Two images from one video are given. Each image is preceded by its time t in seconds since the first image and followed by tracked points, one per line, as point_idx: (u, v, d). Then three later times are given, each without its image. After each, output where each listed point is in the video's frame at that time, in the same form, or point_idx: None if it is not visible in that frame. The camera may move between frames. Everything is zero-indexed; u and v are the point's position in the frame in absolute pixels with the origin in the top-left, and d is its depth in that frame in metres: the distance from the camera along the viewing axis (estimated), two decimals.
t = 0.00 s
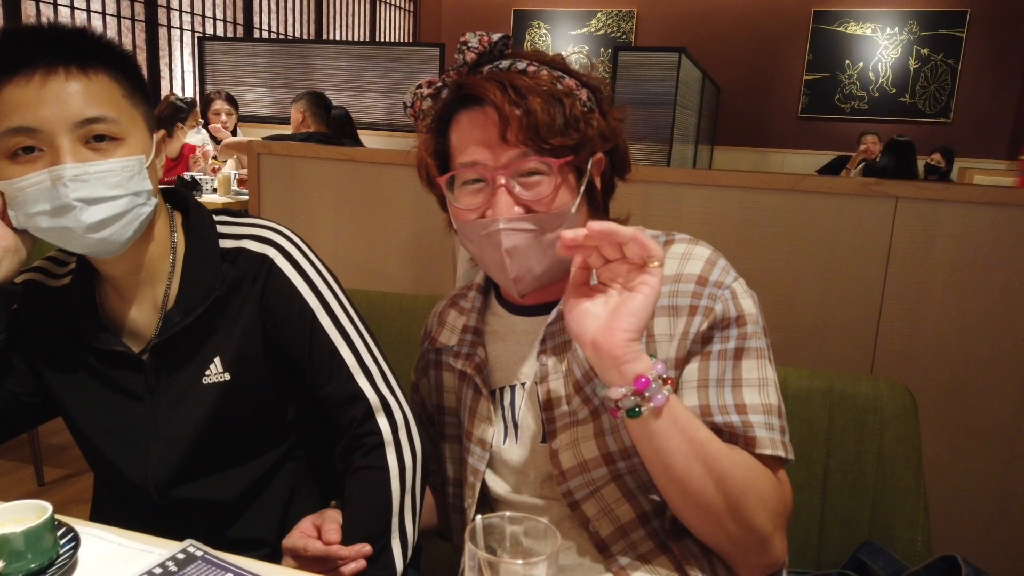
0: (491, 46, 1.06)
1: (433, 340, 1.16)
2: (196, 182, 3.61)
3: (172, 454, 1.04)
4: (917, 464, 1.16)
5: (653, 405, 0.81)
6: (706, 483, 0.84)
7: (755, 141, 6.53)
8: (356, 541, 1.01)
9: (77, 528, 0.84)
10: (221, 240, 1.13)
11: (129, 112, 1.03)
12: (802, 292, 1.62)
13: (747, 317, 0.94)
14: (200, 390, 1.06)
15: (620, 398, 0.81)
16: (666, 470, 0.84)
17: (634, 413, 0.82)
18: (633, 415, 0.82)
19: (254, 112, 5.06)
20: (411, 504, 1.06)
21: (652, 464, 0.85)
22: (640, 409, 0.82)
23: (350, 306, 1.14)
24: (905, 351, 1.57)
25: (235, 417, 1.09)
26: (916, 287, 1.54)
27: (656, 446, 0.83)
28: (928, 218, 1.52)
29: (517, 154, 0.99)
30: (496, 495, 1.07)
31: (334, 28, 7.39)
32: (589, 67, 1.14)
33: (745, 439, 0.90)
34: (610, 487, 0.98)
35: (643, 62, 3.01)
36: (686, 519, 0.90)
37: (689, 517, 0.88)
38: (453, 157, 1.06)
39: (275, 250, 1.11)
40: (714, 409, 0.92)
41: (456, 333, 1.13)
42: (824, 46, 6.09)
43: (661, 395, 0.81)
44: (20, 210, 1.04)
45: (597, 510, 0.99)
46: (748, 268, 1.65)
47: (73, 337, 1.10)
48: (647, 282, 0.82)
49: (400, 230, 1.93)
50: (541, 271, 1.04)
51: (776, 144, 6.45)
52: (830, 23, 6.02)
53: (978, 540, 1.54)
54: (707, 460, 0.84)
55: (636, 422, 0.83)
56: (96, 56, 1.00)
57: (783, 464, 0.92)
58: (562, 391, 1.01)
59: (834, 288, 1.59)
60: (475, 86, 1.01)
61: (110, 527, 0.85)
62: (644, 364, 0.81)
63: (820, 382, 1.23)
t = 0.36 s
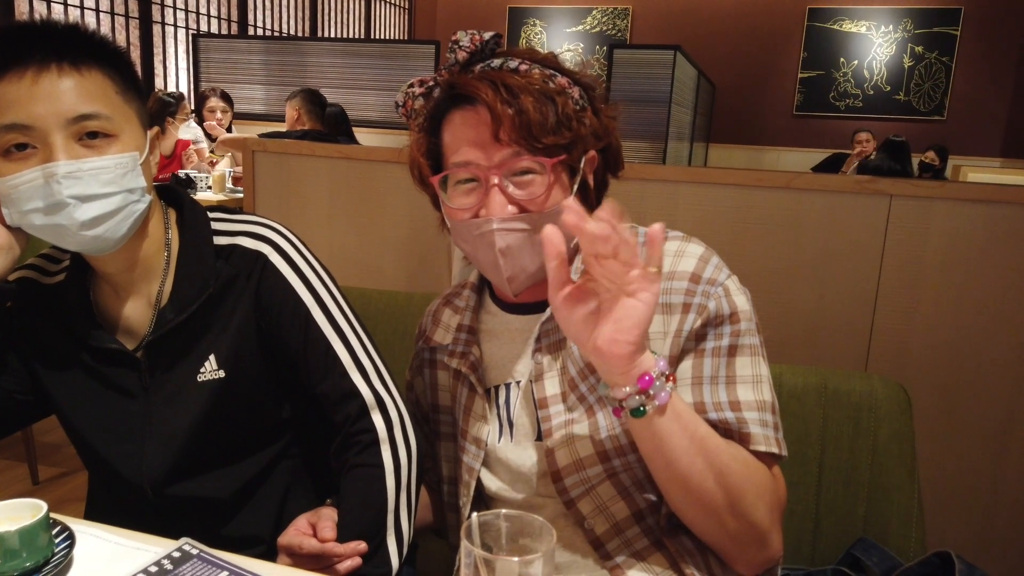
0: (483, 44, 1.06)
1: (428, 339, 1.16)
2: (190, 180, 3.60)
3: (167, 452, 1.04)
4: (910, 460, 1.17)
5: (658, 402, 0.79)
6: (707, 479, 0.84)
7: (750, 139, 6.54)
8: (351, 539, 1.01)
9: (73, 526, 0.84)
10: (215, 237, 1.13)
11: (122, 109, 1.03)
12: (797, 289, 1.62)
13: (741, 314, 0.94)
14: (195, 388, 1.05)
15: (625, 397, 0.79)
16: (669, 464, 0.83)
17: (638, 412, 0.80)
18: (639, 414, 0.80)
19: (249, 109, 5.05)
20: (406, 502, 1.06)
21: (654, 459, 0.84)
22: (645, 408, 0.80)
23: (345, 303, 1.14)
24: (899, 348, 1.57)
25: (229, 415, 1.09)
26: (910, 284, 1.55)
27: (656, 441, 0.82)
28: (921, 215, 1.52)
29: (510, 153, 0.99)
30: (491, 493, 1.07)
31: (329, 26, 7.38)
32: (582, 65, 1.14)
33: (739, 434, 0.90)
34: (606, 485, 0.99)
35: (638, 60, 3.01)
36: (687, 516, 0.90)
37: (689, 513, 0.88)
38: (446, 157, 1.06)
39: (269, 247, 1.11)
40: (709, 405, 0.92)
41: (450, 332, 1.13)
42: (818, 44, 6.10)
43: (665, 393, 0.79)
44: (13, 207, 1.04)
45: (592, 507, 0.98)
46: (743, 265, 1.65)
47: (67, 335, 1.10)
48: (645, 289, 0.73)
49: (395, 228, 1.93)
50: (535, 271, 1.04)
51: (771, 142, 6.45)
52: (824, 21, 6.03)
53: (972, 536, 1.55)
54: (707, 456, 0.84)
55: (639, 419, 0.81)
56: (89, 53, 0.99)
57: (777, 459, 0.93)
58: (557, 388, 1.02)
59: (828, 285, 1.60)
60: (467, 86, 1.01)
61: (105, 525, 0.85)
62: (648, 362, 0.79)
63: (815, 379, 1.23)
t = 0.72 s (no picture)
0: (479, 45, 1.07)
1: (426, 339, 1.17)
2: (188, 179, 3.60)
3: (167, 451, 1.04)
4: (907, 458, 1.17)
5: (667, 392, 0.79)
6: (708, 476, 0.84)
7: (747, 138, 6.54)
8: (350, 539, 1.02)
9: (71, 526, 0.84)
10: (214, 236, 1.13)
11: (121, 108, 1.03)
12: (794, 288, 1.62)
13: (738, 311, 0.94)
14: (194, 387, 1.06)
15: (636, 388, 0.78)
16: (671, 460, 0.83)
17: (649, 403, 0.78)
18: (648, 405, 0.79)
19: (246, 108, 5.04)
20: (405, 501, 1.06)
21: (655, 455, 0.84)
22: (655, 399, 0.79)
23: (343, 302, 1.14)
24: (895, 347, 1.58)
25: (228, 414, 1.09)
26: (907, 284, 1.55)
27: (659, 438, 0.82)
28: (918, 214, 1.53)
29: (506, 154, 0.99)
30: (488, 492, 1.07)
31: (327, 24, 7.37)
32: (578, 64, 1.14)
33: (738, 430, 0.90)
34: (604, 483, 0.98)
35: (635, 58, 3.01)
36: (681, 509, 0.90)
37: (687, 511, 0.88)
38: (442, 158, 1.06)
39: (268, 247, 1.11)
40: (707, 402, 0.91)
41: (448, 331, 1.14)
42: (816, 43, 6.10)
43: (674, 382, 0.79)
44: (11, 207, 1.04)
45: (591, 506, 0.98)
46: (740, 265, 1.66)
47: (67, 334, 1.10)
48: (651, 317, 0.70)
49: (392, 227, 1.92)
50: (532, 270, 1.04)
51: (768, 140, 6.46)
52: (821, 20, 6.04)
53: (968, 535, 1.55)
54: (708, 453, 0.84)
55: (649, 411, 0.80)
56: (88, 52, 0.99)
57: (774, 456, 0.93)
58: (555, 387, 1.02)
59: (825, 284, 1.60)
60: (463, 87, 1.01)
61: (102, 524, 0.85)
62: (657, 354, 0.79)
63: (811, 377, 1.24)
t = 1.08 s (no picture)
0: (478, 45, 1.07)
1: (426, 339, 1.17)
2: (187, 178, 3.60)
3: (167, 451, 1.05)
4: (907, 458, 1.17)
5: (671, 401, 0.78)
6: (710, 477, 0.84)
7: (746, 137, 6.55)
8: (350, 538, 1.02)
9: (71, 526, 0.84)
10: (213, 236, 1.13)
11: (121, 108, 1.03)
12: (794, 288, 1.63)
13: (738, 313, 0.94)
14: (194, 387, 1.06)
15: (639, 399, 0.77)
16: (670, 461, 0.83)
17: (653, 412, 0.78)
18: (652, 414, 0.78)
19: (244, 107, 5.04)
20: (404, 501, 1.06)
21: (655, 457, 0.84)
22: (659, 408, 0.78)
23: (343, 302, 1.14)
24: (894, 347, 1.58)
25: (228, 414, 1.09)
26: (906, 284, 1.56)
27: (659, 440, 0.82)
28: (918, 214, 1.53)
29: (507, 155, 0.99)
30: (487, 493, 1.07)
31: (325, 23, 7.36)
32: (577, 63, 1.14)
33: (738, 433, 0.90)
34: (604, 484, 0.99)
35: (634, 58, 3.01)
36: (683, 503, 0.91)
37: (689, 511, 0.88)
38: (443, 159, 1.06)
39: (268, 247, 1.11)
40: (707, 405, 0.92)
41: (448, 332, 1.14)
42: (814, 43, 6.10)
43: (677, 391, 0.78)
44: (11, 207, 1.04)
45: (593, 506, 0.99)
46: (739, 264, 1.66)
47: (67, 334, 1.10)
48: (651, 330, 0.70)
49: (392, 227, 1.92)
50: (533, 272, 1.04)
51: (766, 140, 6.47)
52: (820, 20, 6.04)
53: (966, 534, 1.56)
54: (712, 455, 0.84)
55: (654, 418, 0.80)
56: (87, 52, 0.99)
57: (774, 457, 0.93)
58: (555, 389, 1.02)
59: (824, 284, 1.60)
60: (463, 88, 1.01)
61: (102, 524, 0.85)
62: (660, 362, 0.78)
63: (811, 377, 1.24)
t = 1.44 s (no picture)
0: (472, 43, 1.07)
1: (421, 338, 1.16)
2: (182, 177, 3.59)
3: (162, 450, 1.05)
4: (901, 455, 1.17)
5: (670, 398, 0.79)
6: (705, 474, 0.84)
7: (742, 137, 6.55)
8: (344, 536, 1.02)
9: (64, 524, 0.84)
10: (207, 234, 1.13)
11: (114, 106, 1.03)
12: (788, 287, 1.63)
13: (733, 311, 0.94)
14: (188, 386, 1.05)
15: (640, 397, 0.77)
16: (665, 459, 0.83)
17: (653, 410, 0.78)
18: (652, 413, 0.78)
19: (240, 106, 5.03)
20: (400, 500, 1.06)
21: (651, 455, 0.84)
22: (659, 405, 0.78)
23: (337, 301, 1.14)
24: (888, 345, 1.59)
25: (222, 412, 1.08)
26: (901, 283, 1.56)
27: (652, 438, 0.82)
28: (912, 212, 1.53)
29: (500, 154, 0.99)
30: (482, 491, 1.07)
31: (321, 22, 7.35)
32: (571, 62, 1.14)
33: (733, 430, 0.90)
34: (599, 482, 0.99)
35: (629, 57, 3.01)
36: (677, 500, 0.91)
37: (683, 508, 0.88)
38: (437, 158, 1.06)
39: (261, 244, 1.11)
40: (702, 401, 0.92)
41: (442, 330, 1.13)
42: (811, 42, 6.11)
43: (676, 388, 0.79)
44: (5, 205, 1.04)
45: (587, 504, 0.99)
46: (733, 263, 1.66)
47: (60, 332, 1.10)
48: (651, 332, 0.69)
49: (388, 226, 1.92)
50: (527, 270, 1.04)
51: (762, 139, 6.47)
52: (816, 19, 6.05)
53: (961, 532, 1.56)
54: (706, 453, 0.84)
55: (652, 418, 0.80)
56: (81, 49, 0.99)
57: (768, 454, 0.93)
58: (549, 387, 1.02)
59: (819, 282, 1.61)
60: (456, 86, 1.01)
61: (96, 522, 0.85)
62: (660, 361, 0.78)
63: (805, 375, 1.24)
